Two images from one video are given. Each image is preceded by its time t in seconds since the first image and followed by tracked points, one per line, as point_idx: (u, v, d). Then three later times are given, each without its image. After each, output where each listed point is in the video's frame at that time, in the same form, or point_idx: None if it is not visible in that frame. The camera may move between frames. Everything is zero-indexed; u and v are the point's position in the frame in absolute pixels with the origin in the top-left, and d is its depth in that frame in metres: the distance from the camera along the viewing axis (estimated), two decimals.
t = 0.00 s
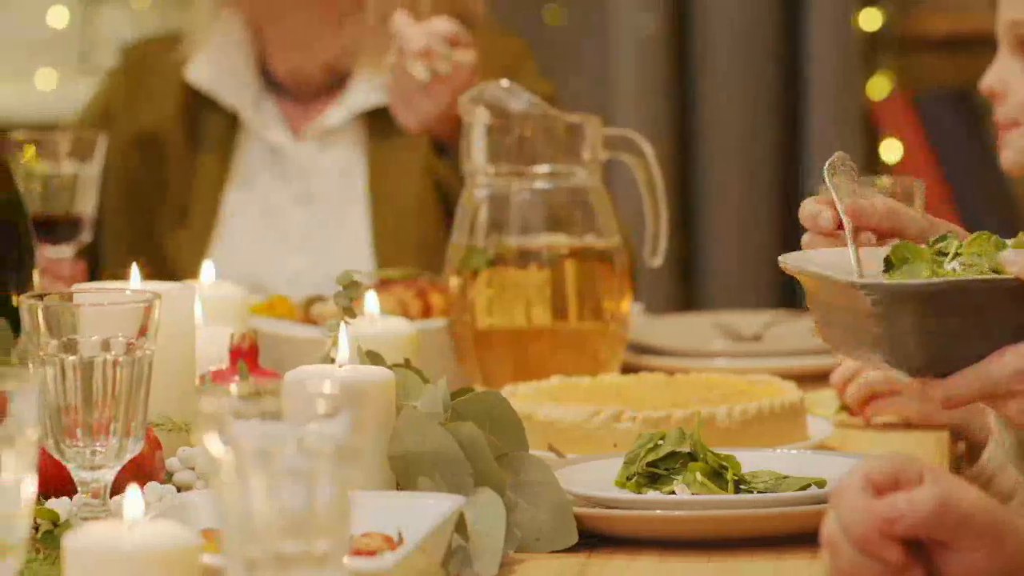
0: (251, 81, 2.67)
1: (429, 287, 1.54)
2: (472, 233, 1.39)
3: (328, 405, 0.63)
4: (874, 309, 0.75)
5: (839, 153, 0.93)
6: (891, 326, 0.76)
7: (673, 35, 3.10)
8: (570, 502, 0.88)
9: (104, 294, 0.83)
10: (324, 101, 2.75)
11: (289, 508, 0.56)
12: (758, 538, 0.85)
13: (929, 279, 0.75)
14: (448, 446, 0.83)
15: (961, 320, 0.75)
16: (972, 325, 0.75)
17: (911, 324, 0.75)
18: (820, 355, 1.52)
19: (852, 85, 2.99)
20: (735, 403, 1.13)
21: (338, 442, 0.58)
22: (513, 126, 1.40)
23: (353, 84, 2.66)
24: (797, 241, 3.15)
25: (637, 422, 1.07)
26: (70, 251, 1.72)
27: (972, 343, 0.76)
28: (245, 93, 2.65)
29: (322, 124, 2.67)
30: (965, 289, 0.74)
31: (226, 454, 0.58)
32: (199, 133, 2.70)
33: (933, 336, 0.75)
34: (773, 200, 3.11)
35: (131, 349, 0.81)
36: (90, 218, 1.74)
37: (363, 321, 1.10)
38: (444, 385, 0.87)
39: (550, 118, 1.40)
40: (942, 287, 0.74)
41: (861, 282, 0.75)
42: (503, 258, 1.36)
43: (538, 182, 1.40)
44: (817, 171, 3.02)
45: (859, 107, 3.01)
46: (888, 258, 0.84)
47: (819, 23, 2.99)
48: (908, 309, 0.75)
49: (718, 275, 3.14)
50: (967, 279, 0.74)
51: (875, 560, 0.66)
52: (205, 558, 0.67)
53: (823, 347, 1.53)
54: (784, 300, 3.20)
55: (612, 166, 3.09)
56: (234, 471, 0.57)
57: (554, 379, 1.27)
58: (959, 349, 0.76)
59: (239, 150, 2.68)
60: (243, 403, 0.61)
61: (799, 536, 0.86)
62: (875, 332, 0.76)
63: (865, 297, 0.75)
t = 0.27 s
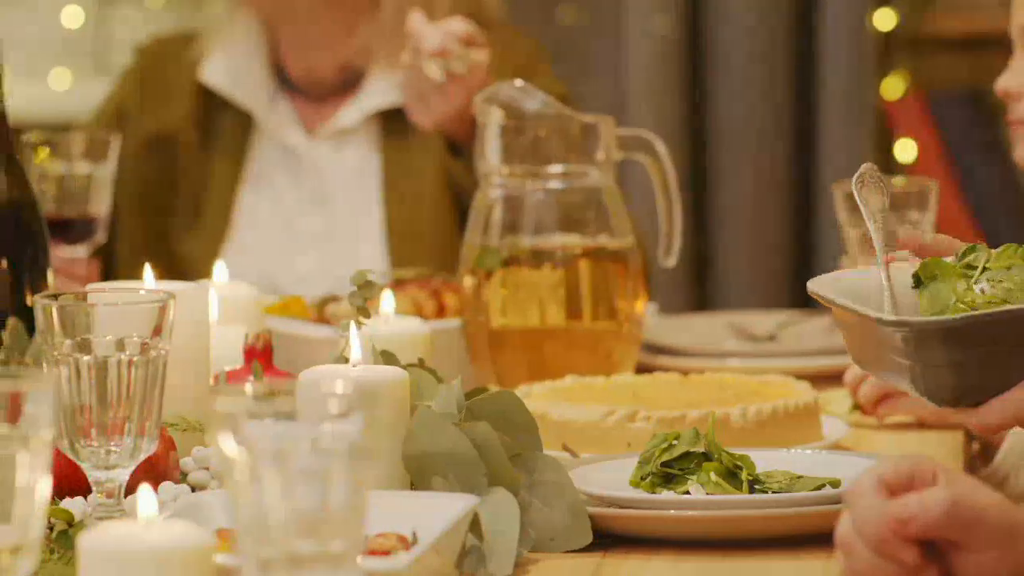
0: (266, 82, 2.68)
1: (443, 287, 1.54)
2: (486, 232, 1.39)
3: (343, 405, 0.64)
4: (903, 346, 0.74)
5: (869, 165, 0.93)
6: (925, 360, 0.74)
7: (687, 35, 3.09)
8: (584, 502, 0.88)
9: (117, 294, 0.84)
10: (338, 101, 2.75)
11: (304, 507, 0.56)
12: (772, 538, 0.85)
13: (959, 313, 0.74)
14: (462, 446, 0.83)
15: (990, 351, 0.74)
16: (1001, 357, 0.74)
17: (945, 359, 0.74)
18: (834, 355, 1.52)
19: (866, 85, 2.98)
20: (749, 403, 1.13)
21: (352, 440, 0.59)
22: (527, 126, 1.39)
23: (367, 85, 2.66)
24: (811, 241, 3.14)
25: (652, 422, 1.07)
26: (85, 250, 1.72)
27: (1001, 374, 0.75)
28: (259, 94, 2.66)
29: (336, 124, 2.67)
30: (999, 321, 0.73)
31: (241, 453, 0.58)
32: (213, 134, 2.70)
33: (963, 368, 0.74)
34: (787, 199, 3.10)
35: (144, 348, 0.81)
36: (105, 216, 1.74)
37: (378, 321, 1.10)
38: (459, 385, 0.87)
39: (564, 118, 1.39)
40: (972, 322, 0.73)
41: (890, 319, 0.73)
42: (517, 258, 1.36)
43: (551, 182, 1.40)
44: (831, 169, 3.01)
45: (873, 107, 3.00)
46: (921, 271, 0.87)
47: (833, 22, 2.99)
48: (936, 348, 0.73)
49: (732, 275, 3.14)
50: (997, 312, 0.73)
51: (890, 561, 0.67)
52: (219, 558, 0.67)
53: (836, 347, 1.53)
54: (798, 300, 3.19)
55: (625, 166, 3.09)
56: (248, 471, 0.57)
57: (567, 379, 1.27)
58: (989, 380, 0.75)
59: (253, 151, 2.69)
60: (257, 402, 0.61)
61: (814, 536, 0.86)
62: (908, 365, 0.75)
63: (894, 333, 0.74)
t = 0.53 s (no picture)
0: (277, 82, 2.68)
1: (454, 287, 1.54)
2: (497, 233, 1.39)
3: (354, 405, 0.64)
4: (907, 340, 0.74)
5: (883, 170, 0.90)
6: (929, 354, 0.73)
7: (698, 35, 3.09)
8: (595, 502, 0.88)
9: (128, 294, 0.84)
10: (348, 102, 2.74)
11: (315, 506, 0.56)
12: (783, 538, 0.85)
13: (967, 309, 0.73)
14: (473, 446, 0.83)
15: (997, 347, 0.73)
16: (1007, 352, 0.73)
17: (949, 352, 0.73)
18: (845, 356, 1.52)
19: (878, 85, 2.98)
20: (760, 403, 1.13)
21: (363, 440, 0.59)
22: (539, 127, 1.39)
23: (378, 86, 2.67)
24: (822, 241, 3.14)
25: (663, 422, 1.07)
26: (97, 250, 1.72)
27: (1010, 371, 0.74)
28: (270, 94, 2.66)
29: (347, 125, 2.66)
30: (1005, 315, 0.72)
31: (253, 453, 0.58)
32: (224, 134, 2.71)
33: (968, 362, 0.73)
34: (799, 199, 3.10)
35: (155, 348, 0.81)
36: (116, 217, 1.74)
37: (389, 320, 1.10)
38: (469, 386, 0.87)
39: (575, 118, 1.39)
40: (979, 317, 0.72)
41: (894, 312, 0.73)
42: (528, 258, 1.36)
43: (563, 182, 1.40)
44: (842, 169, 3.01)
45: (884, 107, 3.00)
46: (932, 277, 0.85)
47: (844, 22, 2.98)
48: (941, 340, 0.73)
49: (743, 275, 3.13)
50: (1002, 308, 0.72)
51: (900, 561, 0.66)
52: (229, 558, 0.67)
53: (847, 347, 1.53)
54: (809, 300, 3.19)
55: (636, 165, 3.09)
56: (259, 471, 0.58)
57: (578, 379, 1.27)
58: (995, 378, 0.74)
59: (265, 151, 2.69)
60: (268, 403, 0.60)
61: (825, 536, 0.86)
62: (912, 361, 0.74)
63: (898, 326, 0.73)
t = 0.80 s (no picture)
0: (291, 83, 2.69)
1: (467, 287, 1.54)
2: (511, 233, 1.39)
3: (368, 405, 0.64)
4: (895, 343, 0.73)
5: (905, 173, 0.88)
6: (916, 354, 0.73)
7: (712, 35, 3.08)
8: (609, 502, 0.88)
9: (143, 294, 0.84)
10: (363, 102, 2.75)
11: (327, 505, 0.56)
12: (797, 538, 0.85)
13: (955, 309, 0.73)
14: (487, 446, 0.83)
15: (981, 346, 0.73)
16: (995, 351, 0.73)
17: (936, 352, 0.73)
18: (859, 356, 1.51)
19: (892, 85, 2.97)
20: (774, 403, 1.13)
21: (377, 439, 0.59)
22: (552, 126, 1.39)
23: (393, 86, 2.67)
24: (836, 241, 3.13)
25: (676, 422, 1.07)
26: (111, 250, 1.73)
27: (999, 368, 0.74)
28: (284, 95, 2.67)
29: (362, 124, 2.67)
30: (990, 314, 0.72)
31: (265, 454, 0.58)
32: (238, 136, 2.71)
33: (956, 364, 0.73)
34: (812, 201, 3.10)
35: (170, 348, 0.82)
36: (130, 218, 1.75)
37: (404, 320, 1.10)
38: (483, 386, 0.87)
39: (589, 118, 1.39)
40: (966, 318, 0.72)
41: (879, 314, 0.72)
42: (541, 258, 1.36)
43: (577, 182, 1.40)
44: (855, 170, 3.01)
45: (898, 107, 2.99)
46: (938, 278, 0.84)
47: (859, 22, 2.97)
48: (930, 342, 0.72)
49: (756, 275, 3.13)
50: (986, 307, 0.72)
51: (914, 561, 0.67)
52: (243, 557, 0.67)
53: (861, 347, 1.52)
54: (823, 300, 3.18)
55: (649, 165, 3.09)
56: (272, 470, 0.58)
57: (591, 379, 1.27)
58: (985, 376, 0.74)
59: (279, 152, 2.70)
60: (282, 403, 0.61)
61: (840, 536, 0.86)
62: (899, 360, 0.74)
63: (884, 329, 0.73)
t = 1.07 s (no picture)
0: (302, 83, 2.69)
1: (479, 286, 1.54)
2: (522, 233, 1.40)
3: (378, 405, 0.64)
4: (854, 292, 0.80)
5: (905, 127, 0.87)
6: (874, 306, 0.79)
7: (723, 34, 3.08)
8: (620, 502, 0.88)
9: (154, 293, 0.84)
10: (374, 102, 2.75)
11: (335, 504, 0.56)
12: (808, 538, 0.85)
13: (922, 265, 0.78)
14: (499, 446, 0.83)
15: (934, 303, 0.78)
16: (946, 308, 0.79)
17: (892, 306, 0.79)
18: (870, 356, 1.51)
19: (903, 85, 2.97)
20: (784, 404, 1.13)
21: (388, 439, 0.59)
22: (563, 126, 1.39)
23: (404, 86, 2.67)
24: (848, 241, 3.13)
25: (686, 422, 1.07)
26: (123, 250, 1.73)
27: (951, 323, 0.80)
28: (294, 95, 2.67)
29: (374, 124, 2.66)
30: (948, 278, 0.78)
31: (275, 454, 0.58)
32: (249, 135, 2.72)
33: (910, 315, 0.79)
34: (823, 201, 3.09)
35: (181, 348, 0.82)
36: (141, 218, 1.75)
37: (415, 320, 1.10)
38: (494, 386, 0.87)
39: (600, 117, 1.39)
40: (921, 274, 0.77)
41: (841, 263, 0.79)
42: (552, 258, 1.36)
43: (587, 182, 1.40)
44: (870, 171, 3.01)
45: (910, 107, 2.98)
46: (920, 234, 0.86)
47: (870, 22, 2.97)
48: (887, 294, 0.78)
49: (767, 275, 3.12)
50: (939, 267, 0.77)
51: (927, 562, 0.68)
52: (254, 557, 0.68)
53: (871, 347, 1.52)
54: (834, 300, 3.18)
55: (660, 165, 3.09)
56: (283, 470, 0.58)
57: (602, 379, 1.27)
58: (937, 329, 0.80)
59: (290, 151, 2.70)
60: (293, 403, 0.60)
61: (851, 536, 0.86)
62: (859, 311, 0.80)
63: (847, 277, 0.79)
